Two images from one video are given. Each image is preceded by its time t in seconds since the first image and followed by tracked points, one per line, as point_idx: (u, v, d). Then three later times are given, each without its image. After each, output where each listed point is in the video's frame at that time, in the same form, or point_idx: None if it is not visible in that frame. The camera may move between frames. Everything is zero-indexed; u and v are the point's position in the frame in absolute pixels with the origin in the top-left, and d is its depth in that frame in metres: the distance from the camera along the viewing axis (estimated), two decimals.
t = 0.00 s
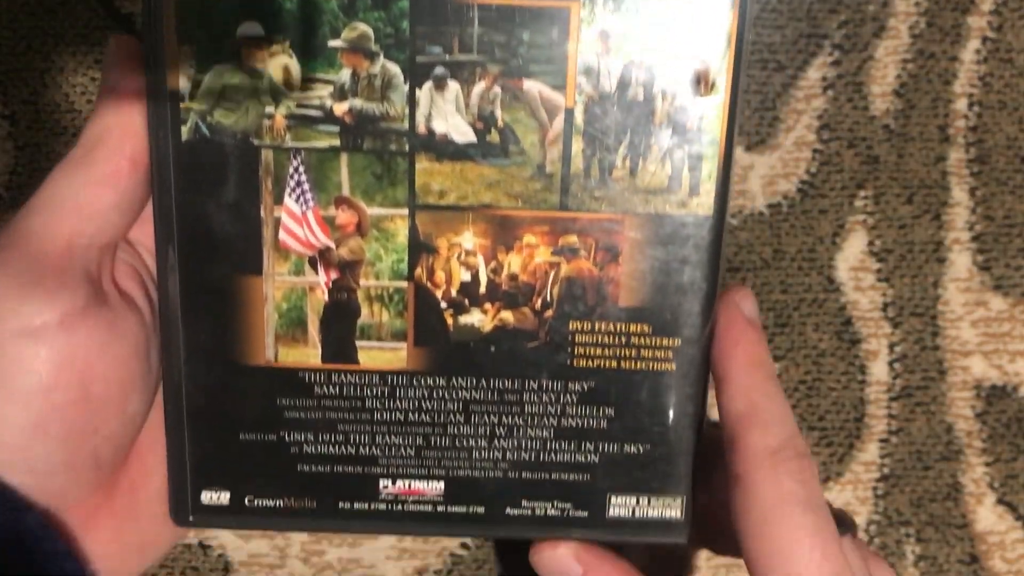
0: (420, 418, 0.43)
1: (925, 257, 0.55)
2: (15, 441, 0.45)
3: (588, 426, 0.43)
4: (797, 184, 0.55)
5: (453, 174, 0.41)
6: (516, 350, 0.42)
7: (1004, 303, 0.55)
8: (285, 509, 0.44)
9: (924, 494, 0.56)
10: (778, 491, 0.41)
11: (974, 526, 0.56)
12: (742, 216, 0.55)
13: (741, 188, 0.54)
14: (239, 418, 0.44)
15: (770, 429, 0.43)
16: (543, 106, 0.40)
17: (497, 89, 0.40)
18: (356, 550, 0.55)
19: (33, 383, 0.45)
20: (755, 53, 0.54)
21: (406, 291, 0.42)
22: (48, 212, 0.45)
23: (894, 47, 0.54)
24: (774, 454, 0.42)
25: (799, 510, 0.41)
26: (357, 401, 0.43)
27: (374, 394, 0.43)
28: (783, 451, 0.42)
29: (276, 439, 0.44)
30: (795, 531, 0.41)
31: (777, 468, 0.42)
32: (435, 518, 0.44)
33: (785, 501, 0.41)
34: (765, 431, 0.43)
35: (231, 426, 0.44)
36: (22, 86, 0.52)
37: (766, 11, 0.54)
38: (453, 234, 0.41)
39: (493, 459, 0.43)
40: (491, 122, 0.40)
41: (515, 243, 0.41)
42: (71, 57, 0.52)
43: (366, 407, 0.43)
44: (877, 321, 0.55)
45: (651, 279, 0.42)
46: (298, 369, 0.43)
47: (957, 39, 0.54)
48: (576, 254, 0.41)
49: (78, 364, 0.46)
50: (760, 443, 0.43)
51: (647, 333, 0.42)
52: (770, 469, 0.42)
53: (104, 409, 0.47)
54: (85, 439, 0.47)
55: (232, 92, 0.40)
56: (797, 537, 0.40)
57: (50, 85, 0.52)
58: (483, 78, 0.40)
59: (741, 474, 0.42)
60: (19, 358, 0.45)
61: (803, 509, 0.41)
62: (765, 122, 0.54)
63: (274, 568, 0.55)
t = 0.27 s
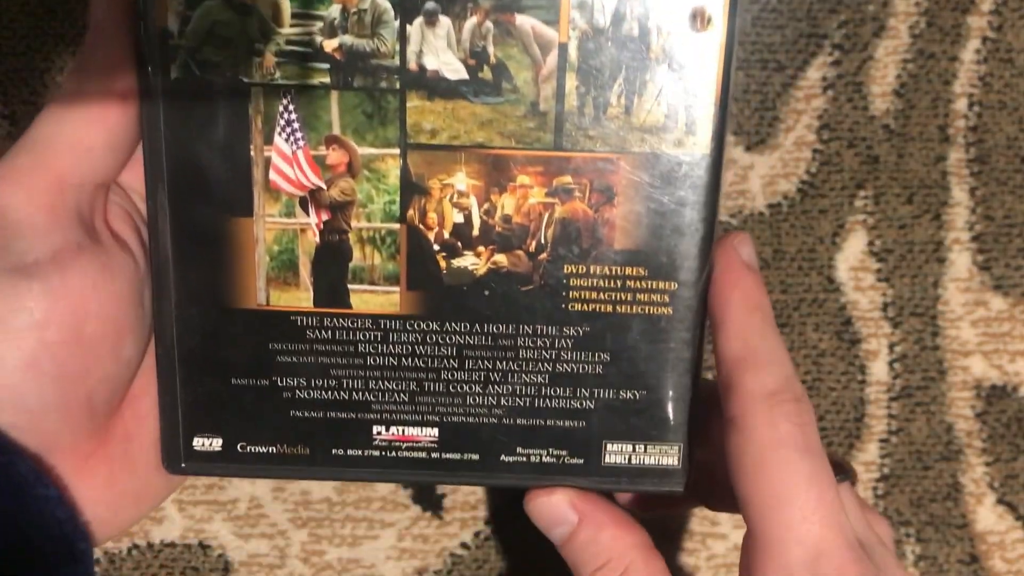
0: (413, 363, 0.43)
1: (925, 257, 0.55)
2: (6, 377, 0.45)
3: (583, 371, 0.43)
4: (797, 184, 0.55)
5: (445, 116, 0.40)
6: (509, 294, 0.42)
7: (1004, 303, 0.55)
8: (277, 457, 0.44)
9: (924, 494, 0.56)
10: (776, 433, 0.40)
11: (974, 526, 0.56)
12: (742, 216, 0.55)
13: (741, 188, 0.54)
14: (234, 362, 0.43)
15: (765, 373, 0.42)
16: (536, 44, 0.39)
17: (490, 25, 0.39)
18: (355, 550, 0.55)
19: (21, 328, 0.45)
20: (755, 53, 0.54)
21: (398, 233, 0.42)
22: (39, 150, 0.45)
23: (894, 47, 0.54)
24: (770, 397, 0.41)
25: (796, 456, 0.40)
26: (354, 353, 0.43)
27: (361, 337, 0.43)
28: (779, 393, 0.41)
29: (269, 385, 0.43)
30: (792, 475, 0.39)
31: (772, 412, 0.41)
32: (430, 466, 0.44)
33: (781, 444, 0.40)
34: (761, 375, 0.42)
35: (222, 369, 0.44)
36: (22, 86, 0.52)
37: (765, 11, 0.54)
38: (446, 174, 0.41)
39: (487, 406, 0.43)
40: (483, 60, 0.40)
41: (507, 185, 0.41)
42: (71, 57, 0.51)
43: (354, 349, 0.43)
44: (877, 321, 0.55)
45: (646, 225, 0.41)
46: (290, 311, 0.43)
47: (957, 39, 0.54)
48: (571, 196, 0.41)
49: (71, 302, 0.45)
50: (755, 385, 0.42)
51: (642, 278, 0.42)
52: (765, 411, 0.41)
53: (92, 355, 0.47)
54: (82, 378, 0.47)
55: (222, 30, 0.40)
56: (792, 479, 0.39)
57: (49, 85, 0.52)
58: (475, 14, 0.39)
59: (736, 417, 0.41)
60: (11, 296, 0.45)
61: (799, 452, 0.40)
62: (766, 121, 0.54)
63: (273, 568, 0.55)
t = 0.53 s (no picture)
0: (412, 357, 0.43)
1: (926, 257, 0.55)
2: (5, 370, 0.45)
3: (579, 365, 0.43)
4: (797, 184, 0.55)
5: (441, 107, 0.40)
6: (507, 286, 0.42)
7: (1004, 303, 0.55)
8: (275, 450, 0.44)
9: (924, 494, 0.56)
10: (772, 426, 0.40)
11: (974, 526, 0.56)
12: (742, 216, 0.55)
13: (741, 188, 0.54)
14: (231, 356, 0.43)
15: (764, 363, 0.42)
16: (531, 36, 0.39)
17: (484, 17, 0.39)
18: (356, 550, 0.55)
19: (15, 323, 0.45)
20: (755, 53, 0.54)
21: (394, 226, 0.42)
22: (37, 144, 0.44)
23: (894, 47, 0.54)
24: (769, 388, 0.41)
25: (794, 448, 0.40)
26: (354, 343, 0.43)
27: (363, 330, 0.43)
28: (777, 384, 0.41)
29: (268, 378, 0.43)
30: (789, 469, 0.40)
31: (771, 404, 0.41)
32: (429, 460, 0.44)
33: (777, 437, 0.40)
34: (759, 366, 0.42)
35: (221, 364, 0.43)
36: (22, 86, 0.52)
37: (765, 11, 0.54)
38: (442, 166, 0.41)
39: (484, 399, 0.43)
40: (478, 52, 0.40)
41: (503, 178, 0.41)
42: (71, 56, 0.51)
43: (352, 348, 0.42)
44: (877, 321, 0.55)
45: (642, 218, 0.41)
46: (287, 305, 0.43)
47: (957, 39, 0.54)
48: (567, 188, 0.41)
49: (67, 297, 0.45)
50: (752, 377, 0.41)
51: (639, 269, 0.42)
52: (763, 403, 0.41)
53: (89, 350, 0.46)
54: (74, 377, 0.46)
55: (218, 24, 0.40)
56: (789, 472, 0.40)
57: (50, 85, 0.52)
58: (470, 7, 0.39)
59: (735, 410, 0.41)
60: (9, 290, 0.44)
61: (797, 445, 0.40)
62: (765, 121, 0.54)
63: (274, 568, 0.55)
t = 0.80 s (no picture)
0: (413, 377, 0.46)
1: (926, 257, 0.55)
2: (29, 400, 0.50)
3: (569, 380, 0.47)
4: (797, 184, 0.55)
5: (454, 142, 0.44)
6: (506, 306, 0.45)
7: (1004, 303, 0.55)
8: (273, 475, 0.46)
9: (923, 494, 0.55)
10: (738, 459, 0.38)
11: (974, 526, 0.56)
12: (742, 215, 0.54)
13: (741, 187, 0.54)
14: (236, 382, 0.45)
15: (724, 386, 0.39)
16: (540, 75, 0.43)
17: (499, 57, 0.43)
18: (356, 550, 0.55)
19: (41, 356, 0.50)
20: (755, 52, 0.54)
21: (406, 250, 0.44)
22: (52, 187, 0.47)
23: (895, 47, 0.54)
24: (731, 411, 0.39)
25: (752, 481, 0.38)
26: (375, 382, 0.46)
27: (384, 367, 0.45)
28: (727, 406, 0.39)
29: (269, 410, 0.45)
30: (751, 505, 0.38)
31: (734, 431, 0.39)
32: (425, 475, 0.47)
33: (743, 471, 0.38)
34: (725, 383, 0.39)
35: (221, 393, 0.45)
36: (21, 86, 0.52)
37: (766, 12, 0.54)
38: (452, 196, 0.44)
39: (481, 414, 0.47)
40: (491, 91, 0.43)
41: (506, 207, 0.44)
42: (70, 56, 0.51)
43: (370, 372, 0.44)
44: (878, 321, 0.55)
45: (634, 240, 0.45)
46: (289, 331, 0.44)
47: (957, 39, 0.55)
48: (564, 217, 0.45)
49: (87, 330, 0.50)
50: (716, 399, 0.39)
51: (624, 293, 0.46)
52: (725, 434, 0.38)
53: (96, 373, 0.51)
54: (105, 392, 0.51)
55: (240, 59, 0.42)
56: (752, 508, 0.38)
57: (49, 85, 0.52)
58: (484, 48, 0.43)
59: (690, 437, 0.39)
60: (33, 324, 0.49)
61: (749, 472, 0.38)
62: (765, 121, 0.54)
63: (273, 568, 0.55)
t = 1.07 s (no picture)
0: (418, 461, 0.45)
1: (925, 257, 0.55)
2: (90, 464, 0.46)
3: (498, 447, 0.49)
4: (797, 184, 0.55)
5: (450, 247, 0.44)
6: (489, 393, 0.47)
7: (1003, 302, 0.55)
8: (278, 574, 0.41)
9: (923, 494, 0.55)
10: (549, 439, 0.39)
11: (974, 525, 0.55)
12: (742, 215, 0.54)
13: (741, 187, 0.54)
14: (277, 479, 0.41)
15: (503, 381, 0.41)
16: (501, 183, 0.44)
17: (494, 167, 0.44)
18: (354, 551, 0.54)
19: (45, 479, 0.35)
20: (755, 53, 0.54)
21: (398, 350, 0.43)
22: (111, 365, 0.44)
23: (894, 47, 0.55)
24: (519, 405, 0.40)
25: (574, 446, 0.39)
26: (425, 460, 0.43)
27: (432, 474, 0.40)
28: (565, 406, 0.40)
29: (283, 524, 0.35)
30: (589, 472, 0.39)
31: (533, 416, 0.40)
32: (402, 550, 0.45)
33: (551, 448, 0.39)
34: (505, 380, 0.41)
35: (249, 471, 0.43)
36: (22, 86, 0.52)
37: (766, 12, 0.54)
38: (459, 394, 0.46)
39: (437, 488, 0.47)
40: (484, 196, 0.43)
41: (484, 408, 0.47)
42: (72, 57, 0.52)
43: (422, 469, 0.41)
44: (877, 321, 0.55)
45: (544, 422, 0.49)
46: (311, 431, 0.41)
47: (956, 39, 0.55)
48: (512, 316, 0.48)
49: (172, 415, 0.42)
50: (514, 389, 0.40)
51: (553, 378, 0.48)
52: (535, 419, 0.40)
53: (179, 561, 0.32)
54: None
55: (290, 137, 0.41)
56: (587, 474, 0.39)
57: (50, 85, 0.52)
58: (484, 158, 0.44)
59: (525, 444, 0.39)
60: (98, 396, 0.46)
61: (600, 463, 0.39)
62: (765, 121, 0.54)
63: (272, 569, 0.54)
